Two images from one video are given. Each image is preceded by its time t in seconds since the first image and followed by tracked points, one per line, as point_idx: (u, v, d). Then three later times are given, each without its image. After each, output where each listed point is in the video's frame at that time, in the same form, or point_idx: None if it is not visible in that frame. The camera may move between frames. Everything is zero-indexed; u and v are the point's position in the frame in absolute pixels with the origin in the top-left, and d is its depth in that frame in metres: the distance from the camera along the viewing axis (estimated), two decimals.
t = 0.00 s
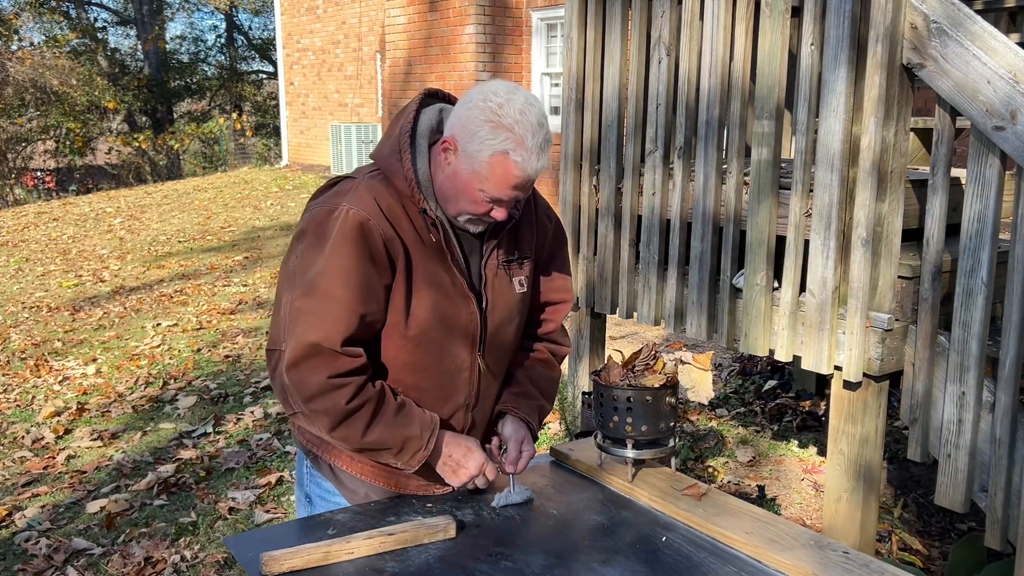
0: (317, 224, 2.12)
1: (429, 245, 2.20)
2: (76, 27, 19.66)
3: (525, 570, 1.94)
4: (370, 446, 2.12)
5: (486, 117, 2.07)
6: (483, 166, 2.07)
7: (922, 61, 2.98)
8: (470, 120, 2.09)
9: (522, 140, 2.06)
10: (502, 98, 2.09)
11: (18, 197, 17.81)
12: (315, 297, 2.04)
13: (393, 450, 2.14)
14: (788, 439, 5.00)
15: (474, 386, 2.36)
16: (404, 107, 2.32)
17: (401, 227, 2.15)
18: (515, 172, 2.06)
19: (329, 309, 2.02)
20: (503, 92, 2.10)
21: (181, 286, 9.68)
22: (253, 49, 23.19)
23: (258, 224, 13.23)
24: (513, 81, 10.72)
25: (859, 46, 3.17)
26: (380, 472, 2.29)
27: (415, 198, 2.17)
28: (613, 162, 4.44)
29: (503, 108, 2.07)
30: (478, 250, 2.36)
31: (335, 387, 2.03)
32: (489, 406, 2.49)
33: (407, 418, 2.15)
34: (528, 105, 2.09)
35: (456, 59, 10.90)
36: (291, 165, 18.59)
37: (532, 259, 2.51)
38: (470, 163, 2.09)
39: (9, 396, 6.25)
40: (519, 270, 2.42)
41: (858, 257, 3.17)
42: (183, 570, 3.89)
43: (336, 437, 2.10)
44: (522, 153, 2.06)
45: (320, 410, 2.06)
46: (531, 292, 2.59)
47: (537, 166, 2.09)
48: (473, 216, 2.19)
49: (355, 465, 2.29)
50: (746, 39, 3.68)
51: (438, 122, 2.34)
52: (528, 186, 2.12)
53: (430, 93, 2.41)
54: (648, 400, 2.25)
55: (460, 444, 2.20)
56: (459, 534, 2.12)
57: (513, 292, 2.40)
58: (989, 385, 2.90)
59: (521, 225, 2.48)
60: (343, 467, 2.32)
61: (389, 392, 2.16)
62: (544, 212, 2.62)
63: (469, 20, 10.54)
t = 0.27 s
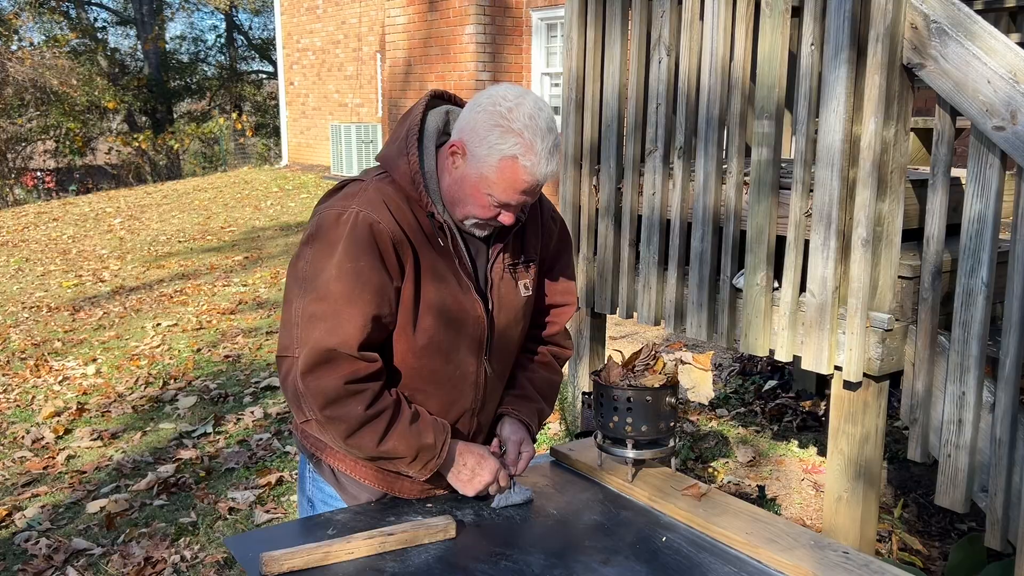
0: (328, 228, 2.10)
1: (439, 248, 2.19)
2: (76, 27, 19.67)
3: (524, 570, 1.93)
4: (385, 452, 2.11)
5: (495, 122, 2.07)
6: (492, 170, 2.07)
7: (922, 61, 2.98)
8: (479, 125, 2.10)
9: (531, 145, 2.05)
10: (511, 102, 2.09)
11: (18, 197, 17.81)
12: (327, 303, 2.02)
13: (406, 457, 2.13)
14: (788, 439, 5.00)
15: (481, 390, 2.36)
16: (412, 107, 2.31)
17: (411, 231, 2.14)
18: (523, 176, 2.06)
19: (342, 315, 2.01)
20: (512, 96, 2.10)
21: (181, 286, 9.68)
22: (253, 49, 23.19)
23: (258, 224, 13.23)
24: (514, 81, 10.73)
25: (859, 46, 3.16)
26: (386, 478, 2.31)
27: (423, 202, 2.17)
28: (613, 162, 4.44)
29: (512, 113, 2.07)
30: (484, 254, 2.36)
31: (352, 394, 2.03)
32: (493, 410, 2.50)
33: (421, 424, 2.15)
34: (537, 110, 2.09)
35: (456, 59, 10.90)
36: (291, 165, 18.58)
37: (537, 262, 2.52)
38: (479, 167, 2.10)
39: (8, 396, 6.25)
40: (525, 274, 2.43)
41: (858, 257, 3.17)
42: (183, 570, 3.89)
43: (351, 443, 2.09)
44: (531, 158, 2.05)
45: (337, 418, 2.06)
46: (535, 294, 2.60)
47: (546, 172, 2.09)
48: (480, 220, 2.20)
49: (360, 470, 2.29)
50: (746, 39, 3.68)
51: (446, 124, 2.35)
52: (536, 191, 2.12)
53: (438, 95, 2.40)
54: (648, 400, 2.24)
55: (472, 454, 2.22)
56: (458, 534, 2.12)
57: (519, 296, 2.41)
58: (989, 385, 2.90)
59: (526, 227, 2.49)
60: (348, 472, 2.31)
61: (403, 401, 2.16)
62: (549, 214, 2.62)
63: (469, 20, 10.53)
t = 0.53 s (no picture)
0: (339, 225, 2.09)
1: (447, 249, 2.19)
2: (76, 27, 19.67)
3: (524, 570, 1.93)
4: (391, 452, 2.11)
5: (508, 124, 2.07)
6: (504, 173, 2.07)
7: (922, 61, 2.98)
8: (492, 127, 2.09)
9: (544, 148, 2.05)
10: (525, 104, 2.09)
11: (18, 197, 17.81)
12: (337, 301, 2.02)
13: (412, 459, 2.14)
14: (788, 439, 5.00)
15: (486, 392, 2.36)
16: (424, 105, 2.31)
17: (421, 232, 2.14)
18: (536, 179, 2.06)
19: (351, 314, 2.01)
20: (526, 99, 2.11)
21: (181, 286, 9.68)
22: (253, 49, 23.19)
23: (258, 224, 13.23)
24: (514, 81, 10.73)
25: (858, 46, 3.16)
26: (389, 480, 2.30)
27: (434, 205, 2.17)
28: (613, 162, 4.44)
29: (525, 115, 2.07)
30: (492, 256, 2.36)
31: (360, 393, 2.04)
32: (496, 412, 2.50)
33: (428, 425, 2.15)
34: (550, 112, 2.09)
35: (456, 59, 10.90)
36: (291, 165, 18.58)
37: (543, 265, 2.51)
38: (491, 169, 2.09)
39: (8, 396, 6.25)
40: (532, 276, 2.43)
41: (858, 257, 3.17)
42: (183, 570, 3.89)
43: (358, 442, 2.10)
44: (544, 161, 2.05)
45: (345, 417, 2.06)
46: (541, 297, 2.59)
47: (559, 174, 2.09)
48: (491, 223, 2.19)
49: (363, 471, 2.29)
50: (746, 39, 3.68)
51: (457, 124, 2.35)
52: (547, 193, 2.12)
53: (450, 94, 2.39)
54: (648, 400, 2.24)
55: (475, 460, 2.22)
56: (458, 534, 2.12)
57: (525, 299, 2.41)
58: (989, 385, 2.90)
59: (534, 230, 2.49)
60: (352, 474, 2.31)
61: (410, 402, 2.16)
62: (557, 217, 2.61)
63: (469, 20, 10.53)
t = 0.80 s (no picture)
0: (342, 224, 2.09)
1: (450, 249, 2.19)
2: (76, 27, 19.67)
3: (524, 570, 1.93)
4: (392, 451, 2.11)
5: (514, 126, 2.07)
6: (509, 175, 2.07)
7: (922, 61, 2.97)
8: (498, 129, 2.09)
9: (550, 151, 2.05)
10: (531, 107, 2.09)
11: (18, 197, 17.82)
12: (339, 301, 2.02)
13: (413, 458, 2.14)
14: (788, 439, 5.00)
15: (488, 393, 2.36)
16: (429, 105, 2.30)
17: (424, 232, 2.14)
18: (541, 181, 2.07)
19: (353, 314, 2.01)
20: (531, 101, 2.11)
21: (181, 286, 9.68)
22: (253, 49, 23.19)
23: (258, 224, 13.23)
24: (513, 81, 10.74)
25: (858, 46, 3.16)
26: (389, 480, 2.30)
27: (437, 204, 2.16)
28: (613, 162, 4.44)
29: (531, 118, 2.07)
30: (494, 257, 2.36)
31: (361, 393, 2.04)
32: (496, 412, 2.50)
33: (429, 424, 2.15)
34: (556, 115, 2.10)
35: (456, 59, 10.90)
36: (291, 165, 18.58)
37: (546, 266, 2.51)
38: (496, 171, 2.09)
39: (8, 396, 6.25)
40: (534, 278, 2.43)
41: (858, 257, 3.17)
42: (183, 570, 3.89)
43: (359, 442, 2.10)
44: (549, 163, 2.05)
45: (345, 416, 2.06)
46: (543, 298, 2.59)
47: (564, 177, 2.09)
48: (495, 225, 2.20)
49: (363, 471, 2.29)
50: (746, 39, 3.68)
51: (461, 124, 2.35)
52: (552, 196, 2.13)
53: (455, 94, 2.39)
54: (648, 400, 2.24)
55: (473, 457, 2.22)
56: (458, 534, 2.12)
57: (527, 300, 2.41)
58: (989, 385, 2.90)
59: (538, 232, 2.48)
60: (352, 474, 2.31)
61: (411, 401, 2.15)
62: (560, 219, 2.60)
63: (469, 20, 10.53)
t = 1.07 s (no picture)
0: (337, 222, 2.09)
1: (446, 247, 2.19)
2: (76, 27, 19.66)
3: (524, 570, 1.93)
4: (387, 449, 2.11)
5: (505, 121, 2.07)
6: (501, 169, 2.07)
7: (922, 61, 2.98)
8: (489, 124, 2.09)
9: (541, 145, 2.05)
10: (522, 101, 2.09)
11: (19, 197, 17.82)
12: (334, 298, 2.02)
13: (408, 457, 2.13)
14: (788, 439, 5.00)
15: (485, 390, 2.36)
16: (424, 103, 2.31)
17: (419, 228, 2.14)
18: (533, 176, 2.06)
19: (348, 311, 2.01)
20: (522, 96, 2.11)
21: (181, 286, 9.68)
22: (253, 49, 23.19)
23: (258, 224, 13.23)
24: (513, 81, 10.75)
25: (858, 46, 3.17)
26: (391, 478, 2.30)
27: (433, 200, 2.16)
28: (613, 162, 4.44)
29: (522, 112, 2.07)
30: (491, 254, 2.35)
31: (356, 391, 2.04)
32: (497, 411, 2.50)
33: (425, 422, 2.14)
34: (547, 109, 2.09)
35: (456, 59, 10.90)
36: (291, 165, 18.58)
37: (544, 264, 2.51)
38: (488, 166, 2.09)
39: (8, 396, 6.25)
40: (532, 275, 2.43)
41: (858, 257, 3.17)
42: (183, 570, 3.89)
43: (354, 439, 2.10)
44: (540, 157, 2.05)
45: (340, 413, 2.06)
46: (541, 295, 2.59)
47: (556, 171, 2.09)
48: (489, 221, 2.19)
49: (362, 470, 2.30)
50: (746, 39, 3.68)
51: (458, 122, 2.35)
52: (545, 190, 2.12)
53: (450, 92, 2.40)
54: (648, 400, 2.24)
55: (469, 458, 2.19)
56: (458, 534, 2.12)
57: (525, 297, 2.41)
58: (989, 385, 2.90)
59: (535, 229, 2.48)
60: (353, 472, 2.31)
61: (407, 399, 2.15)
62: (557, 216, 2.61)
63: (469, 20, 10.52)
